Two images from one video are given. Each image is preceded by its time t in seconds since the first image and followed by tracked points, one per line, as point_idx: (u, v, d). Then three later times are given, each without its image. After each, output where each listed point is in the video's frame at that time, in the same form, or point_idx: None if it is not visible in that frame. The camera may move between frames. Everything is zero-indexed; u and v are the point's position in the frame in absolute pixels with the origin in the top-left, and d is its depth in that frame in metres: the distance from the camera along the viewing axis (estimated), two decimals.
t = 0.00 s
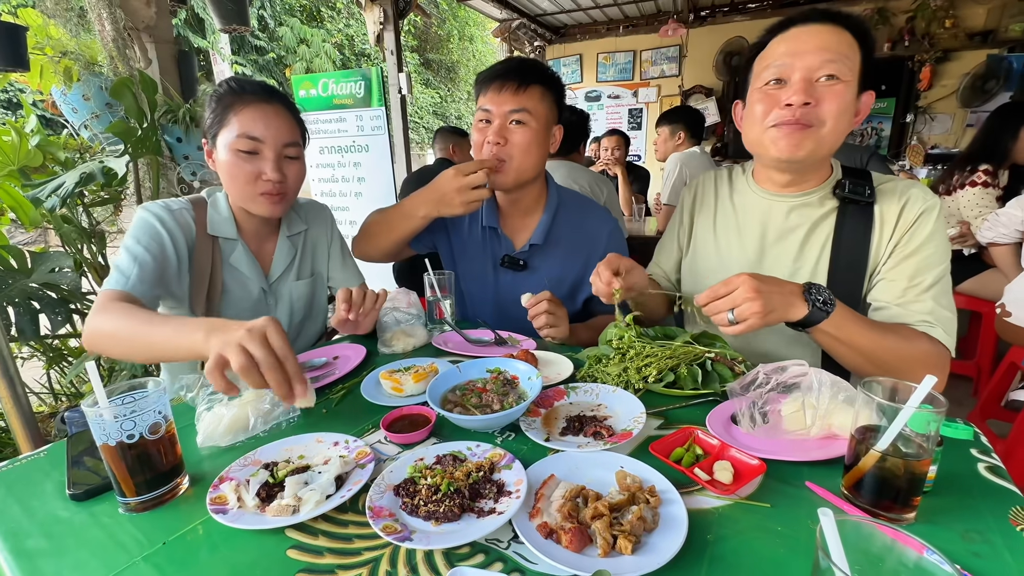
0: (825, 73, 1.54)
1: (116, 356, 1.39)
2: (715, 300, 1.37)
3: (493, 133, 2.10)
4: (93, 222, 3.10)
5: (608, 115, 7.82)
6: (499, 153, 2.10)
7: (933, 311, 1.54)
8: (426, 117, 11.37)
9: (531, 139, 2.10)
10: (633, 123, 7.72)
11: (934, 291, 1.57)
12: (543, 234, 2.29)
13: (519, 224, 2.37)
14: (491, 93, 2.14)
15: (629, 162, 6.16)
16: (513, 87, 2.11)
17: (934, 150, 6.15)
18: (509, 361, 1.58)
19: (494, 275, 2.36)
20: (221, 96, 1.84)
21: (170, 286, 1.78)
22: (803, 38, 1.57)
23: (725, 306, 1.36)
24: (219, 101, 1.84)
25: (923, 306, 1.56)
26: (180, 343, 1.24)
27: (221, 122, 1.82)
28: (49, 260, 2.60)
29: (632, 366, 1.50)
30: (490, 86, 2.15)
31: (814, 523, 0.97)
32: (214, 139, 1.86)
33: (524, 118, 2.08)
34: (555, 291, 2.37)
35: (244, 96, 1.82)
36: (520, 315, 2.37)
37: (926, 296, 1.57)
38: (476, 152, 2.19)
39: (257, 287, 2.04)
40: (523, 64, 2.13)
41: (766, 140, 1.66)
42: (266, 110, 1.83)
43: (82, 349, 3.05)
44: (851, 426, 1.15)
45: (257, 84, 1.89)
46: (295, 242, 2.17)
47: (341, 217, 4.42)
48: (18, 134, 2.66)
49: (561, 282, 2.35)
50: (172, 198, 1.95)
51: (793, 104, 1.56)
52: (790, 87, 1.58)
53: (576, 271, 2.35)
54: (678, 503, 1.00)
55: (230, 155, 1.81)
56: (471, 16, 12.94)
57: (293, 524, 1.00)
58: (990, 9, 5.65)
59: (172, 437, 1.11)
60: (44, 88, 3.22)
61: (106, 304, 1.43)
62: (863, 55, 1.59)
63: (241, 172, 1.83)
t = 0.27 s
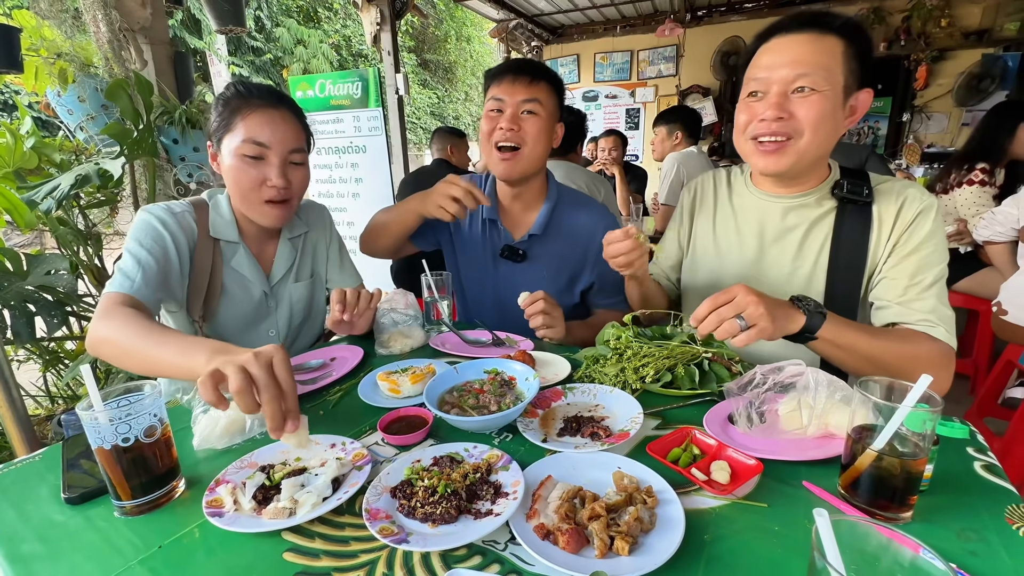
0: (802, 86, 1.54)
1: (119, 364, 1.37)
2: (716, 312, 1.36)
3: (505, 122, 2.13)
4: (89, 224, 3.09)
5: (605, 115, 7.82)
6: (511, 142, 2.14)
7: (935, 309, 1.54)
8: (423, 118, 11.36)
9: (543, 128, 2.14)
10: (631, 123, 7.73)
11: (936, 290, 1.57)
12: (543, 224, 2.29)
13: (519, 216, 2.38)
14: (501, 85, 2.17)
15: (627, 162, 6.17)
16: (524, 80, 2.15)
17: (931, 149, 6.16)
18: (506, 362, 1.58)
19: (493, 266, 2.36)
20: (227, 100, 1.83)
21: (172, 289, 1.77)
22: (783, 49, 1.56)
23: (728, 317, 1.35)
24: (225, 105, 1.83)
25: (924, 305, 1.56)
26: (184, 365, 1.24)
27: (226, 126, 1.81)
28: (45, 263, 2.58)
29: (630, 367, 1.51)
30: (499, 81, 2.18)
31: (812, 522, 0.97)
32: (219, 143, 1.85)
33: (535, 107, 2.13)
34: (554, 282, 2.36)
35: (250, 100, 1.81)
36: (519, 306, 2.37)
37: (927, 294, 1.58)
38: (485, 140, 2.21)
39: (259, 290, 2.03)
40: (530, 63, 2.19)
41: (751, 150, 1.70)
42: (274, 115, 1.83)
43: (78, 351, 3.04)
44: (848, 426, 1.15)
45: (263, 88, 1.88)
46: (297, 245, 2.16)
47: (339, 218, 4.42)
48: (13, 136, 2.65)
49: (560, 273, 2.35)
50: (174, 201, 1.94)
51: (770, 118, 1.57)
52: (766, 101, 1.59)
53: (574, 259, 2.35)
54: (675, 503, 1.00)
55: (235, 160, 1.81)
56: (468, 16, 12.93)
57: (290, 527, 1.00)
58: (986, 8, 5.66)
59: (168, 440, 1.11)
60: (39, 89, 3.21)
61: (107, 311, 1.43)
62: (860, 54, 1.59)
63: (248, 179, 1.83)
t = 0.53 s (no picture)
0: (779, 95, 1.55)
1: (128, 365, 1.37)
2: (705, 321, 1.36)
3: (525, 122, 2.15)
4: (87, 226, 3.09)
5: (604, 116, 7.83)
6: (529, 143, 2.16)
7: (930, 304, 1.54)
8: (422, 119, 11.36)
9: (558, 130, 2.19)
10: (629, 123, 7.74)
11: (930, 285, 1.57)
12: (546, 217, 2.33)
13: (521, 211, 2.44)
14: (518, 88, 2.17)
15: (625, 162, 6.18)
16: (541, 86, 2.17)
17: (928, 149, 6.18)
18: (505, 362, 1.58)
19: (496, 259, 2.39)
20: (231, 103, 1.83)
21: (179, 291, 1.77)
22: (764, 56, 1.56)
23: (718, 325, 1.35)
24: (228, 107, 1.83)
25: (919, 301, 1.56)
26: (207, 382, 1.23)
27: (229, 130, 1.81)
28: (43, 265, 2.59)
29: (628, 367, 1.51)
30: (516, 82, 2.17)
31: (809, 521, 0.98)
32: (222, 146, 1.85)
33: (551, 112, 2.16)
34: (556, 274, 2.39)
35: (255, 104, 1.81)
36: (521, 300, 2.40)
37: (922, 289, 1.58)
38: (501, 138, 2.21)
39: (262, 292, 2.02)
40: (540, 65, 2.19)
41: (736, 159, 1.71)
42: (278, 119, 1.83)
43: (76, 353, 3.04)
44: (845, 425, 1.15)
45: (268, 91, 1.88)
46: (298, 246, 2.16)
47: (337, 219, 4.41)
48: (10, 138, 2.64)
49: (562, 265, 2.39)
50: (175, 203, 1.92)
51: (749, 125, 1.59)
52: (746, 108, 1.60)
53: (574, 254, 2.39)
54: (674, 504, 1.00)
55: (238, 164, 1.81)
56: (466, 17, 12.93)
57: (288, 530, 1.00)
58: (982, 8, 5.67)
59: (166, 442, 1.11)
60: (35, 91, 3.20)
61: (116, 313, 1.43)
62: (857, 55, 1.59)
63: (251, 182, 1.82)
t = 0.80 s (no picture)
0: (756, 103, 1.55)
1: (126, 365, 1.36)
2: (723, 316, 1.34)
3: (543, 129, 2.19)
4: (85, 228, 3.08)
5: (602, 116, 7.83)
6: (544, 152, 2.22)
7: (931, 302, 1.53)
8: (420, 120, 11.37)
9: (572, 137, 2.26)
10: (627, 124, 7.75)
11: (930, 282, 1.57)
12: (550, 215, 2.35)
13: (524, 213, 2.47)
14: (533, 95, 2.19)
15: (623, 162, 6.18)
16: (557, 94, 2.23)
17: (926, 148, 6.18)
18: (504, 363, 1.58)
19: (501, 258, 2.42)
20: (236, 106, 1.82)
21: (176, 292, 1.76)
22: (743, 63, 1.56)
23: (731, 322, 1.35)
24: (232, 110, 1.82)
25: (919, 300, 1.56)
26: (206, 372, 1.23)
27: (233, 133, 1.80)
28: (41, 266, 2.58)
29: (627, 367, 1.52)
30: (532, 89, 2.20)
31: (808, 521, 0.98)
32: (225, 149, 1.85)
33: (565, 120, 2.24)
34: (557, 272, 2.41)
35: (260, 108, 1.81)
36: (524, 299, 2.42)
37: (921, 287, 1.57)
38: (517, 147, 2.25)
39: (263, 293, 2.02)
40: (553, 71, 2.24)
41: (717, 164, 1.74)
42: (282, 123, 1.82)
43: (74, 355, 3.03)
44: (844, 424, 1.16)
45: (273, 95, 1.88)
46: (298, 248, 2.16)
47: (336, 220, 4.41)
48: (7, 140, 2.64)
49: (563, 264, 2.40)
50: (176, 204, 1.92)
51: (727, 133, 1.62)
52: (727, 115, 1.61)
53: (576, 250, 2.39)
54: (673, 504, 1.00)
55: (241, 167, 1.80)
56: (464, 17, 12.94)
57: (287, 531, 1.00)
58: (980, 7, 5.68)
59: (165, 443, 1.11)
60: (33, 92, 3.19)
61: (109, 311, 1.42)
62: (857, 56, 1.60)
63: (252, 185, 1.82)
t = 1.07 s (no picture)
0: (746, 110, 1.56)
1: (125, 364, 1.36)
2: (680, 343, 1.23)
3: (541, 136, 2.20)
4: (84, 229, 3.08)
5: (601, 116, 7.84)
6: (542, 157, 2.23)
7: (915, 258, 1.50)
8: (419, 120, 11.37)
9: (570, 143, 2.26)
10: (626, 124, 7.76)
11: (912, 240, 1.55)
12: (554, 216, 2.36)
13: (524, 214, 2.49)
14: (532, 101, 2.21)
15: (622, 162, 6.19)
16: (555, 99, 2.22)
17: (924, 148, 6.19)
18: (504, 363, 1.58)
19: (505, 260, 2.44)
20: (235, 106, 1.82)
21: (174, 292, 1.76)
22: (727, 72, 1.56)
23: (688, 345, 1.23)
24: (231, 111, 1.82)
25: (903, 257, 1.52)
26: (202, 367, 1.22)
27: (231, 134, 1.81)
28: (40, 267, 2.58)
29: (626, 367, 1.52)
30: (531, 94, 2.21)
31: (807, 519, 0.98)
32: (223, 150, 1.85)
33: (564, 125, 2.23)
34: (561, 274, 2.41)
35: (258, 108, 1.81)
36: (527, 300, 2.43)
37: (904, 246, 1.55)
38: (517, 152, 2.27)
39: (263, 294, 2.02)
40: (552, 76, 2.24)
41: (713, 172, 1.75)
42: (281, 124, 1.83)
43: (73, 356, 3.03)
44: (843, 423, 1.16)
45: (272, 96, 1.88)
46: (298, 248, 2.17)
47: (335, 221, 4.41)
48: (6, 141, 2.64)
49: (565, 266, 2.40)
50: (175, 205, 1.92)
51: (721, 141, 1.62)
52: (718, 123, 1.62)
53: (578, 251, 2.39)
54: (672, 503, 1.00)
55: (239, 168, 1.81)
56: (463, 17, 12.95)
57: (287, 530, 1.00)
58: (978, 8, 5.69)
59: (165, 443, 1.11)
60: (32, 93, 3.19)
61: (105, 309, 1.42)
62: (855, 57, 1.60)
63: (251, 186, 1.82)
